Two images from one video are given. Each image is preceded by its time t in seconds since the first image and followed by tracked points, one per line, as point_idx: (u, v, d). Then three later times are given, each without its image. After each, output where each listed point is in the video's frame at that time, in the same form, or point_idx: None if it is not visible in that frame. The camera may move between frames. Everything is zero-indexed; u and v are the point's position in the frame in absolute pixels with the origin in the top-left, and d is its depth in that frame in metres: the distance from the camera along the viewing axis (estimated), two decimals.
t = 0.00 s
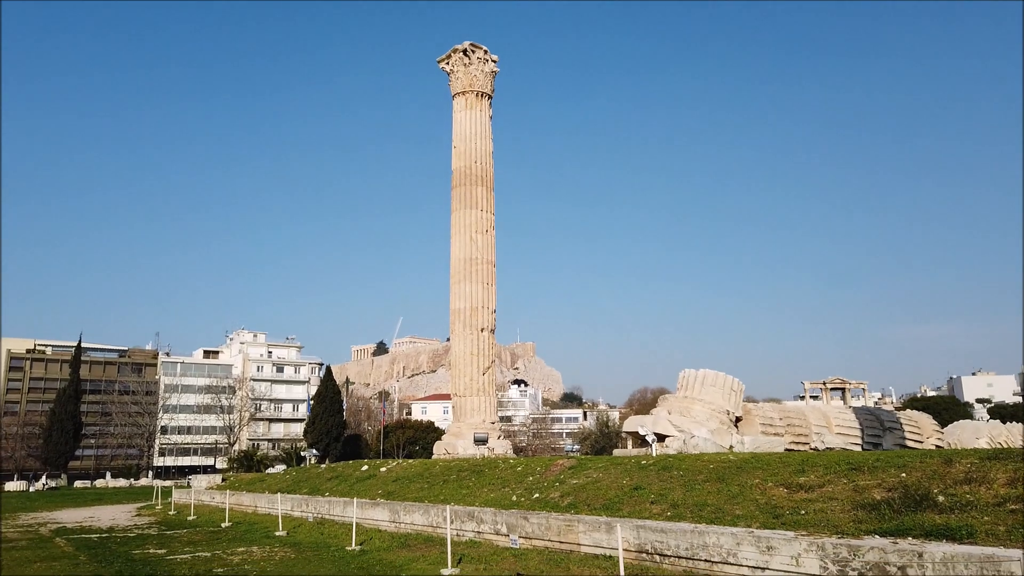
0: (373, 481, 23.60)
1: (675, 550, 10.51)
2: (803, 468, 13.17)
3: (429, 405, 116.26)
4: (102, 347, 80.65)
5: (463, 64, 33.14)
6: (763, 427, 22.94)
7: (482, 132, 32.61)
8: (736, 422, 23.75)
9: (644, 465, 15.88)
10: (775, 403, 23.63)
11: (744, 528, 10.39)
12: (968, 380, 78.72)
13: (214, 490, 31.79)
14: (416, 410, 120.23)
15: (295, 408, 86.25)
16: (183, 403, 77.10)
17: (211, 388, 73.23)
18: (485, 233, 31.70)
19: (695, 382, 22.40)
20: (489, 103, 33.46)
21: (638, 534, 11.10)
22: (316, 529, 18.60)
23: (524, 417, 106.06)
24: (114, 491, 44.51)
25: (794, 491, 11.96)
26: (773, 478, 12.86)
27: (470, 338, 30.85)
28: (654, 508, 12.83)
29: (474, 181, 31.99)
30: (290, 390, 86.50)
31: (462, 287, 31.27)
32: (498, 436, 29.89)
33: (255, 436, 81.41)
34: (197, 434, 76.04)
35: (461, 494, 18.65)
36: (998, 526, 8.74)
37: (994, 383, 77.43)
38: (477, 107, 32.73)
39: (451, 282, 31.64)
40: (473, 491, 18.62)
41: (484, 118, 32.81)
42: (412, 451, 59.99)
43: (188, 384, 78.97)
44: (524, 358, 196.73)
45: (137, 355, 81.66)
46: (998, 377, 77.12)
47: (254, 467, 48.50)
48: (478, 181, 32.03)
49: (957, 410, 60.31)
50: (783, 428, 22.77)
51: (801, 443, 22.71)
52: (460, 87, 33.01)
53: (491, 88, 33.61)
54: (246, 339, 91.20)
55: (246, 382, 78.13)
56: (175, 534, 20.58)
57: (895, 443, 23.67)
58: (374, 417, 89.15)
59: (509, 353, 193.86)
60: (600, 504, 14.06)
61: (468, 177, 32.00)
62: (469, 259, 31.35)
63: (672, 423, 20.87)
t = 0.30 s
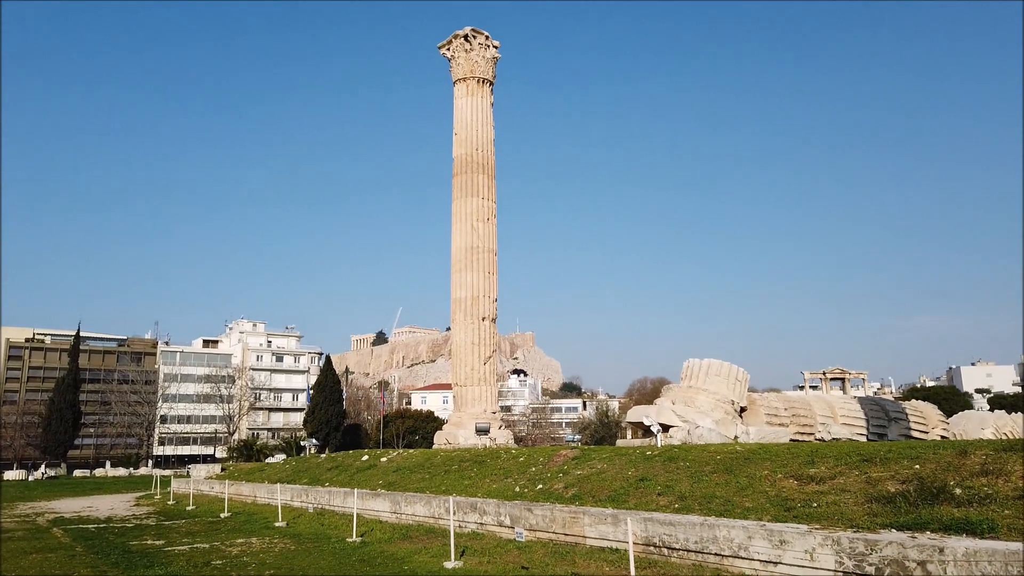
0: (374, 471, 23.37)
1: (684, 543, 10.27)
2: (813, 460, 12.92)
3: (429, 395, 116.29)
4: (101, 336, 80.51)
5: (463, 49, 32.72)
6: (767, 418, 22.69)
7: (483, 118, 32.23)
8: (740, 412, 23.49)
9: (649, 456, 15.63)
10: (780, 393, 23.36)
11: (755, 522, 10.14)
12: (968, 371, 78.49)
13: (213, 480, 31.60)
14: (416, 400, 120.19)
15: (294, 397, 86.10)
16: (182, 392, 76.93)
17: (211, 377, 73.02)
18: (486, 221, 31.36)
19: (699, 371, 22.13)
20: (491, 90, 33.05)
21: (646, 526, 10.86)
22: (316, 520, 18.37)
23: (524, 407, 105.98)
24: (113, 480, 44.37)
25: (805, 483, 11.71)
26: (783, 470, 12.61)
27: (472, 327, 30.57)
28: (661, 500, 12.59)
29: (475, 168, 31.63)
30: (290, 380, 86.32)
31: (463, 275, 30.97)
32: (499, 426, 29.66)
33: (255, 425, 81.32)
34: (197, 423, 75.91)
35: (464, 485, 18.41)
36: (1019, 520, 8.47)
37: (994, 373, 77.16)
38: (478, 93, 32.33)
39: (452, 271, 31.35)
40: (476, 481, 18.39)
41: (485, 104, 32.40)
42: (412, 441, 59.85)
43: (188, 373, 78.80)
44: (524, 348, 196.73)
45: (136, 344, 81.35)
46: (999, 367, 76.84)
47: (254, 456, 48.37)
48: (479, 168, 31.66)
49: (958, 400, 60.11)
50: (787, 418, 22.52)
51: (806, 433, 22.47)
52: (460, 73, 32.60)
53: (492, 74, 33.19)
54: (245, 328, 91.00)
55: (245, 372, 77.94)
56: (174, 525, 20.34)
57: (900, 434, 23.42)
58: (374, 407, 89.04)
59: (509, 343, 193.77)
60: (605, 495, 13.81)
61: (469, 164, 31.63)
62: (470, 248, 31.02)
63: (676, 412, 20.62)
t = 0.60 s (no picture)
0: (372, 455, 23.18)
1: (689, 528, 10.08)
2: (819, 443, 12.69)
3: (428, 380, 116.40)
4: (99, 321, 80.30)
5: (462, 29, 32.25)
6: (770, 402, 22.46)
7: (483, 100, 31.80)
8: (742, 396, 23.26)
9: (651, 440, 15.39)
10: (782, 377, 23.13)
11: (762, 506, 9.90)
12: (966, 356, 78.49)
13: (212, 464, 31.42)
14: (415, 385, 120.25)
15: (293, 382, 86.00)
16: (181, 376, 76.78)
17: (209, 362, 72.79)
18: (486, 204, 31.02)
19: (701, 355, 21.88)
20: (490, 71, 32.61)
21: (649, 510, 10.64)
22: (313, 504, 18.17)
23: (523, 392, 106.06)
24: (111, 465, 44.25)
25: (812, 467, 11.48)
26: (788, 454, 12.39)
27: (471, 311, 30.31)
28: (664, 485, 12.37)
29: (475, 150, 31.24)
30: (288, 365, 86.18)
31: (462, 259, 30.65)
32: (498, 410, 29.50)
33: (253, 410, 81.27)
34: (195, 408, 75.81)
35: (463, 469, 18.21)
36: None
37: (992, 358, 77.12)
38: (477, 74, 31.88)
39: (451, 254, 31.04)
40: (476, 465, 18.17)
41: (485, 85, 31.97)
42: (411, 425, 59.77)
43: (186, 358, 78.62)
44: (522, 334, 196.85)
45: (134, 329, 81.09)
46: (996, 353, 76.78)
47: (253, 441, 48.27)
48: (479, 150, 31.27)
49: (956, 385, 60.10)
50: (789, 403, 22.31)
51: (808, 418, 22.28)
52: (460, 54, 32.14)
53: (491, 55, 32.74)
54: (244, 313, 90.80)
55: (244, 356, 77.77)
56: (170, 509, 20.16)
57: (903, 418, 23.21)
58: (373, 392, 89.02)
59: (507, 329, 193.70)
60: (607, 479, 13.60)
61: (468, 146, 31.25)
62: (469, 231, 30.68)
63: (677, 396, 20.40)
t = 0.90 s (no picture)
0: (370, 446, 22.91)
1: (694, 521, 9.81)
2: (826, 434, 12.43)
3: (426, 371, 116.33)
4: (96, 312, 79.99)
5: (460, 15, 31.82)
6: (772, 391, 22.21)
7: (481, 87, 31.39)
8: (744, 386, 23.00)
9: (653, 430, 15.12)
10: (785, 367, 22.88)
11: (770, 498, 9.61)
12: (965, 347, 78.28)
13: (208, 455, 31.15)
14: (413, 376, 120.15)
15: (291, 373, 85.77)
16: (178, 367, 76.54)
17: (206, 352, 72.49)
18: (484, 192, 30.67)
19: (703, 345, 21.61)
20: (489, 57, 32.18)
21: (653, 503, 10.37)
22: (310, 496, 17.90)
23: (521, 383, 105.96)
24: (108, 456, 44.03)
25: (819, 458, 11.21)
26: (795, 444, 12.11)
27: (469, 301, 30.02)
28: (668, 476, 12.10)
29: (473, 138, 30.86)
30: (286, 355, 85.92)
31: (460, 248, 30.30)
32: (497, 400, 29.21)
33: (251, 401, 81.09)
34: (193, 398, 75.65)
35: (462, 459, 17.94)
36: None
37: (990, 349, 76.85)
38: (476, 60, 31.47)
39: (449, 243, 30.69)
40: (475, 456, 17.91)
41: (483, 71, 31.56)
42: (409, 416, 59.58)
43: (184, 349, 78.35)
44: (521, 324, 196.77)
45: (131, 320, 80.71)
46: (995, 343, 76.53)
47: (250, 431, 48.06)
48: (477, 138, 30.89)
49: (955, 375, 59.95)
50: (792, 392, 22.05)
51: (811, 408, 22.06)
52: (458, 40, 31.72)
53: (490, 41, 32.32)
54: (241, 303, 90.49)
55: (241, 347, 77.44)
56: (165, 501, 19.90)
57: (906, 408, 22.97)
58: (371, 382, 88.89)
59: (505, 320, 193.46)
60: (609, 471, 13.33)
61: (466, 134, 30.86)
62: (467, 220, 30.34)
63: (679, 386, 20.14)
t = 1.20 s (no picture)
0: (367, 436, 22.63)
1: (700, 514, 9.54)
2: (834, 424, 12.16)
3: (424, 360, 116.24)
4: (93, 301, 79.68)
5: None
6: (776, 381, 21.96)
7: (480, 72, 30.97)
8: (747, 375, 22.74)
9: (656, 421, 14.84)
10: (788, 356, 22.62)
11: (779, 491, 9.33)
12: (963, 336, 78.02)
13: (204, 445, 30.90)
14: (411, 365, 120.07)
15: (289, 362, 85.54)
16: (175, 356, 76.27)
17: (203, 342, 72.17)
18: (483, 179, 30.29)
19: (705, 334, 21.34)
20: (488, 42, 31.75)
21: (658, 496, 10.08)
22: (307, 487, 17.64)
23: (520, 372, 105.81)
24: (105, 446, 43.85)
25: (829, 449, 10.93)
26: (802, 435, 11.83)
27: (468, 289, 29.70)
28: (672, 468, 11.82)
29: (471, 124, 30.47)
30: (284, 345, 85.66)
31: (459, 236, 29.94)
32: (496, 390, 28.94)
33: (249, 390, 80.86)
34: (190, 388, 75.56)
35: (461, 450, 17.68)
36: None
37: (989, 338, 76.56)
38: (474, 45, 31.06)
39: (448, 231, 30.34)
40: (474, 447, 17.65)
41: (482, 56, 31.15)
42: (407, 406, 59.38)
43: (181, 338, 78.06)
44: (519, 314, 196.57)
45: (128, 309, 80.32)
46: (994, 332, 76.20)
47: (248, 421, 47.88)
48: (475, 124, 30.49)
49: (955, 364, 59.72)
50: (796, 381, 21.79)
51: (814, 398, 21.81)
52: (456, 24, 31.29)
53: (489, 25, 31.88)
54: (238, 293, 90.15)
55: (239, 336, 77.09)
56: (160, 491, 19.64)
57: (910, 398, 22.71)
58: (369, 372, 88.67)
59: (503, 309, 193.11)
60: (612, 462, 13.05)
61: (465, 120, 30.46)
62: (466, 207, 29.98)
63: (682, 376, 19.88)
